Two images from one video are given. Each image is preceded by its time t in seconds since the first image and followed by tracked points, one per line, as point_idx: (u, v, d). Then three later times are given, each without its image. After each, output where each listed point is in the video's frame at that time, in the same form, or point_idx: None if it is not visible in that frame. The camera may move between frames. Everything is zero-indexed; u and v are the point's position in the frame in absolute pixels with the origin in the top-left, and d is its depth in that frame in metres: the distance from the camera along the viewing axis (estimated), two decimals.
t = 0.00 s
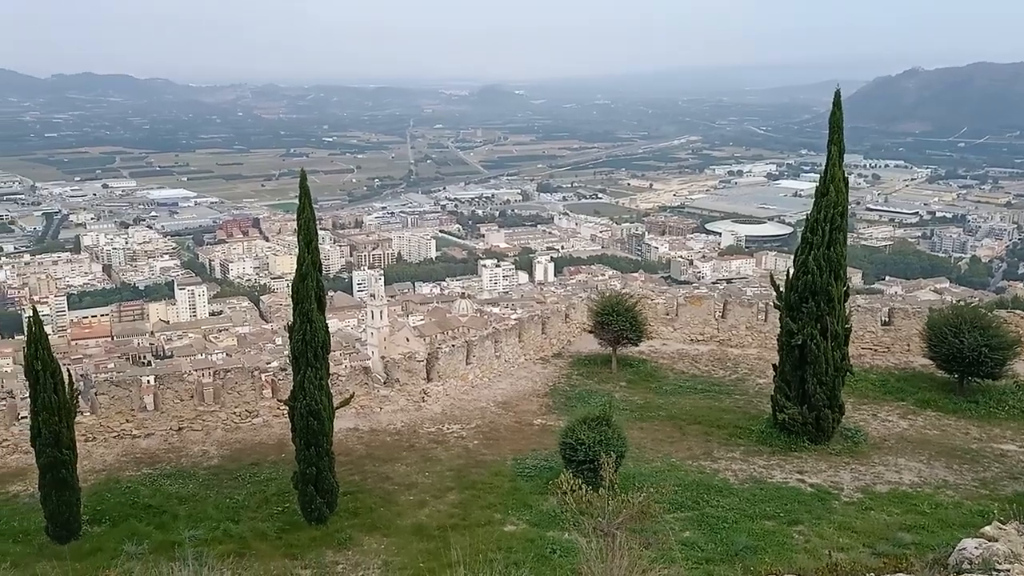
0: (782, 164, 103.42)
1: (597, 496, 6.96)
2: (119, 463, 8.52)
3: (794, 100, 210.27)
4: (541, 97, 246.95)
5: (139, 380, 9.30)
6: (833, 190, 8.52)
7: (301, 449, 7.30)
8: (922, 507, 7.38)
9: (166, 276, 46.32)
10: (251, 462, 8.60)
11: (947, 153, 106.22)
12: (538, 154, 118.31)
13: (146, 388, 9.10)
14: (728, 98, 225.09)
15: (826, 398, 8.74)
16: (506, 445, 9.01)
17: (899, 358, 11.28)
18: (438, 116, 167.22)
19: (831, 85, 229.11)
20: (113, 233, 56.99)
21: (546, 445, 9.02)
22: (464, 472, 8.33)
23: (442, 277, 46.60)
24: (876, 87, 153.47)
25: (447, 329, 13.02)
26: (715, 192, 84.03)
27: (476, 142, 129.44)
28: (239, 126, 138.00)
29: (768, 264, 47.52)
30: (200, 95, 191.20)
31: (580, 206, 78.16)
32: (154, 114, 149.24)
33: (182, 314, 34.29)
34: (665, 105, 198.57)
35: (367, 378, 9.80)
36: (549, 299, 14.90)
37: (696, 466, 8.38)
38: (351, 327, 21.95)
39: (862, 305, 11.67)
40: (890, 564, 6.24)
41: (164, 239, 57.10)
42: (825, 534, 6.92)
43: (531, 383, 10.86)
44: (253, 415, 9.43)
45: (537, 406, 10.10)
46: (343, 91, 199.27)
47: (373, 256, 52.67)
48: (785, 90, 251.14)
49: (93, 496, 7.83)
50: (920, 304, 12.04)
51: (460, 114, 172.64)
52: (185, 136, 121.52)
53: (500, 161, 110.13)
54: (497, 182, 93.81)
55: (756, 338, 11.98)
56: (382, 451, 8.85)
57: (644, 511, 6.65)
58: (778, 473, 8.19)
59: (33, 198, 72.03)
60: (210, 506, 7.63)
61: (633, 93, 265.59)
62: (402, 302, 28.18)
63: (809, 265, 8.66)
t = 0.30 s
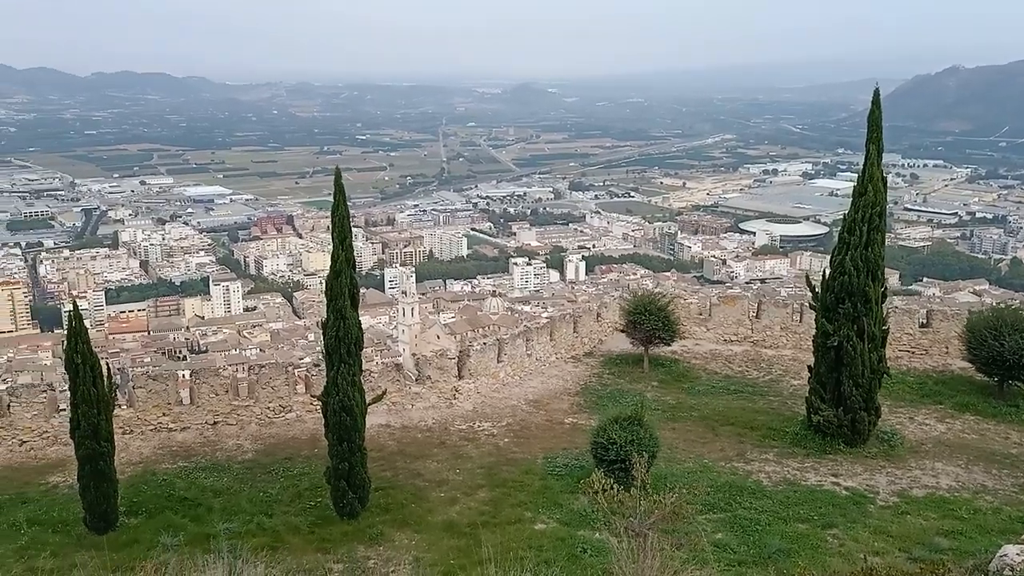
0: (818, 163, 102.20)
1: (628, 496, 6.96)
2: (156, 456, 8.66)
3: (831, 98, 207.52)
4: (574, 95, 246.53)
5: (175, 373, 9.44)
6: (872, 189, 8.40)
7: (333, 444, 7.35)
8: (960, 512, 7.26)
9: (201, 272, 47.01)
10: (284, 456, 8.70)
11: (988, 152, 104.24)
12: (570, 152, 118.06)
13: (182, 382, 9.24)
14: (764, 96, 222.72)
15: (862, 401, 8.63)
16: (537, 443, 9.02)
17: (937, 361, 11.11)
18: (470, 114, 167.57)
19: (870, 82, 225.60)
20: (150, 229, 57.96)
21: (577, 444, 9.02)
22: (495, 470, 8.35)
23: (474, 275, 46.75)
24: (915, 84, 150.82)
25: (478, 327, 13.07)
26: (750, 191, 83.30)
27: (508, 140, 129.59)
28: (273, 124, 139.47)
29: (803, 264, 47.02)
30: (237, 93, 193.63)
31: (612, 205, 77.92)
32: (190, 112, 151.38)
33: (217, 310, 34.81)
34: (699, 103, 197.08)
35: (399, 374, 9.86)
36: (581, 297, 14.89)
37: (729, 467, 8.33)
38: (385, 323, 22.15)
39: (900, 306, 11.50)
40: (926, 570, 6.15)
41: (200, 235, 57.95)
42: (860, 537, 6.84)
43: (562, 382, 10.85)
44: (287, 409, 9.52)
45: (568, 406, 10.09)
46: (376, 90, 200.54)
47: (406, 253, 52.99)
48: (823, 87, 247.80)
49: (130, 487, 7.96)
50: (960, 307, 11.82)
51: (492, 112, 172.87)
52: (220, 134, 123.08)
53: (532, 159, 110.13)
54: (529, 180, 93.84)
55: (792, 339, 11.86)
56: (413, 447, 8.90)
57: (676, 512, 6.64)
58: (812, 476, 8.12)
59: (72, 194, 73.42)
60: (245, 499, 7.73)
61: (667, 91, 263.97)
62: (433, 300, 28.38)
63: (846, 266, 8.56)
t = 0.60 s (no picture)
0: (854, 160, 100.78)
1: (660, 495, 6.93)
2: (191, 449, 8.77)
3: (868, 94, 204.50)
4: (606, 91, 245.65)
5: (210, 367, 9.58)
6: (910, 186, 8.26)
7: (365, 439, 7.39)
8: (998, 516, 7.12)
9: (235, 267, 47.57)
10: (316, 451, 8.77)
11: None
12: (601, 148, 117.63)
13: (217, 375, 9.35)
14: (799, 92, 220.11)
15: (899, 401, 8.50)
16: (567, 440, 9.01)
17: (976, 361, 10.91)
18: (502, 110, 167.64)
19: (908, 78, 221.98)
20: (185, 225, 58.81)
21: (608, 442, 8.99)
22: (526, 467, 8.35)
23: (505, 272, 46.79)
24: (955, 79, 147.84)
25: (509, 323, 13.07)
26: (784, 188, 82.42)
27: (539, 137, 129.49)
28: (306, 121, 140.65)
29: (839, 262, 46.39)
30: (271, 90, 195.68)
31: (644, 202, 77.51)
32: (225, 109, 153.25)
33: (250, 305, 35.20)
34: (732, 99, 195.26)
35: (430, 370, 9.90)
36: (612, 295, 14.84)
37: (762, 466, 8.24)
38: (417, 319, 22.28)
39: (938, 305, 11.31)
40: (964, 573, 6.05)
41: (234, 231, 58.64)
42: (896, 539, 6.75)
43: (593, 379, 10.82)
44: (319, 405, 9.61)
45: (599, 403, 10.05)
46: (409, 87, 201.42)
47: (437, 250, 53.18)
48: (860, 83, 244.28)
49: (166, 480, 8.08)
50: (1000, 306, 11.60)
51: (524, 108, 172.82)
52: (254, 131, 124.45)
53: (563, 156, 109.91)
54: (560, 177, 93.68)
55: (827, 338, 11.70)
56: (444, 443, 8.92)
57: (709, 511, 6.59)
58: (847, 477, 8.00)
59: (109, 190, 74.73)
60: (278, 493, 7.80)
61: (701, 87, 261.93)
62: (464, 296, 28.46)
63: (883, 264, 8.42)
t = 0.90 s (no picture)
0: (887, 155, 99.30)
1: (689, 493, 6.87)
2: (222, 442, 8.87)
3: (904, 88, 201.29)
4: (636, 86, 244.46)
5: (241, 362, 9.66)
6: (946, 182, 8.11)
7: (394, 434, 7.42)
8: None
9: (265, 263, 48.05)
10: (346, 445, 8.82)
11: None
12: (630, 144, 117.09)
13: (248, 369, 9.44)
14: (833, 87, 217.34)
15: (934, 400, 8.36)
16: (595, 437, 8.98)
17: (1013, 361, 10.69)
18: (531, 106, 167.43)
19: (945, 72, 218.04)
20: (217, 220, 59.48)
21: (637, 439, 8.94)
22: (554, 464, 8.34)
23: (533, 268, 46.76)
24: (992, 74, 144.97)
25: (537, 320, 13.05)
26: (816, 184, 81.46)
27: (568, 133, 129.17)
28: (336, 117, 141.61)
29: (872, 259, 45.72)
30: (302, 87, 197.36)
31: (673, 198, 77.03)
32: (257, 105, 154.82)
33: (280, 300, 35.54)
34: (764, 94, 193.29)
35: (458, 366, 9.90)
36: (640, 291, 14.78)
37: (793, 466, 8.16)
38: (445, 315, 22.31)
39: (974, 303, 11.10)
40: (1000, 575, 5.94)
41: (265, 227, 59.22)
42: (930, 540, 6.64)
43: (622, 376, 10.78)
44: (348, 400, 9.65)
45: (627, 400, 10.01)
46: (438, 83, 201.95)
47: (465, 246, 53.27)
48: (896, 77, 240.48)
49: (197, 473, 8.17)
50: None
51: (553, 104, 172.55)
52: (285, 127, 125.59)
53: (592, 152, 109.56)
54: (589, 173, 93.41)
55: (860, 336, 11.54)
56: (472, 439, 8.93)
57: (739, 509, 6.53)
58: (880, 477, 7.89)
59: (143, 186, 75.89)
60: (307, 487, 7.86)
61: (732, 82, 259.66)
62: (492, 292, 28.47)
63: (918, 261, 8.27)
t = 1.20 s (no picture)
0: (918, 155, 97.89)
1: (715, 494, 6.82)
2: (250, 439, 8.96)
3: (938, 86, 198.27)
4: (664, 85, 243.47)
5: (269, 359, 9.74)
6: (979, 182, 7.97)
7: (420, 432, 7.43)
8: None
9: (293, 262, 48.46)
10: (371, 443, 8.86)
11: None
12: (656, 142, 116.54)
13: (275, 367, 9.52)
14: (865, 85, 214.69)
15: (966, 403, 8.23)
16: (621, 437, 8.95)
17: None
18: (558, 105, 167.14)
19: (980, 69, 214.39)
20: (245, 219, 60.07)
21: (663, 440, 8.89)
22: (579, 464, 8.31)
23: (558, 268, 46.68)
24: None
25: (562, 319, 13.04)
26: (845, 183, 80.54)
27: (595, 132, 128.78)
28: (363, 117, 142.45)
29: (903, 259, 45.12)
30: (330, 87, 198.82)
31: (700, 197, 76.54)
32: (285, 105, 156.23)
33: (307, 299, 35.83)
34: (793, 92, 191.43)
35: (484, 365, 9.91)
36: (667, 291, 14.71)
37: (821, 468, 8.07)
38: (470, 315, 22.34)
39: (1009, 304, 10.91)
40: None
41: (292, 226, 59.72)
42: (960, 544, 6.55)
43: (648, 376, 10.73)
44: (374, 397, 9.69)
45: (653, 401, 9.97)
46: (465, 82, 202.43)
47: (491, 245, 53.30)
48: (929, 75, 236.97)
49: (225, 469, 8.26)
50: None
51: (579, 103, 172.22)
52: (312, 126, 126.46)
53: (618, 151, 109.21)
54: (615, 172, 93.09)
55: (890, 338, 11.39)
56: (497, 438, 8.94)
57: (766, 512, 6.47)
58: (910, 480, 7.79)
59: (172, 185, 76.84)
60: (333, 484, 7.91)
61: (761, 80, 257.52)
62: (518, 292, 28.46)
63: (951, 262, 8.14)
